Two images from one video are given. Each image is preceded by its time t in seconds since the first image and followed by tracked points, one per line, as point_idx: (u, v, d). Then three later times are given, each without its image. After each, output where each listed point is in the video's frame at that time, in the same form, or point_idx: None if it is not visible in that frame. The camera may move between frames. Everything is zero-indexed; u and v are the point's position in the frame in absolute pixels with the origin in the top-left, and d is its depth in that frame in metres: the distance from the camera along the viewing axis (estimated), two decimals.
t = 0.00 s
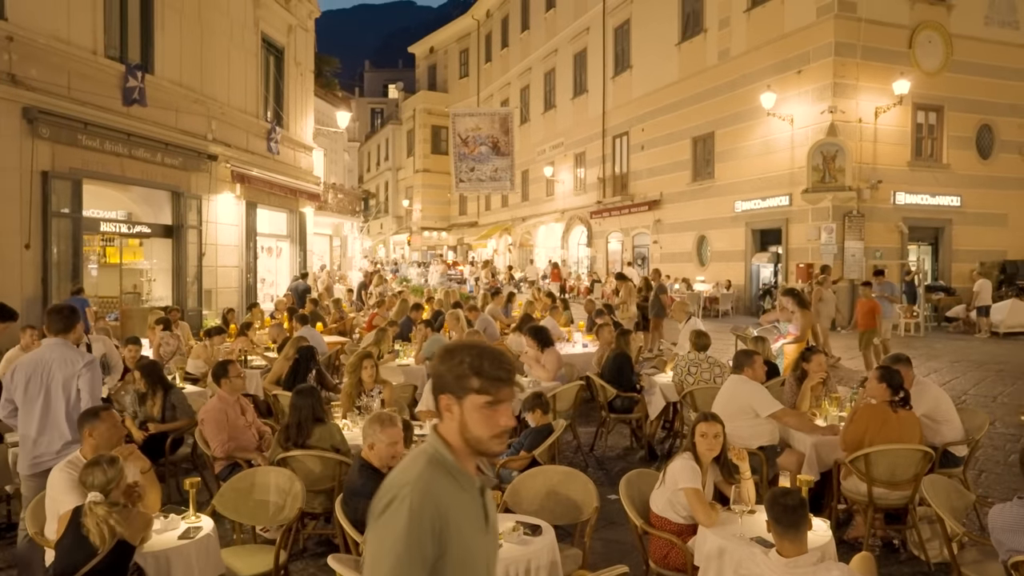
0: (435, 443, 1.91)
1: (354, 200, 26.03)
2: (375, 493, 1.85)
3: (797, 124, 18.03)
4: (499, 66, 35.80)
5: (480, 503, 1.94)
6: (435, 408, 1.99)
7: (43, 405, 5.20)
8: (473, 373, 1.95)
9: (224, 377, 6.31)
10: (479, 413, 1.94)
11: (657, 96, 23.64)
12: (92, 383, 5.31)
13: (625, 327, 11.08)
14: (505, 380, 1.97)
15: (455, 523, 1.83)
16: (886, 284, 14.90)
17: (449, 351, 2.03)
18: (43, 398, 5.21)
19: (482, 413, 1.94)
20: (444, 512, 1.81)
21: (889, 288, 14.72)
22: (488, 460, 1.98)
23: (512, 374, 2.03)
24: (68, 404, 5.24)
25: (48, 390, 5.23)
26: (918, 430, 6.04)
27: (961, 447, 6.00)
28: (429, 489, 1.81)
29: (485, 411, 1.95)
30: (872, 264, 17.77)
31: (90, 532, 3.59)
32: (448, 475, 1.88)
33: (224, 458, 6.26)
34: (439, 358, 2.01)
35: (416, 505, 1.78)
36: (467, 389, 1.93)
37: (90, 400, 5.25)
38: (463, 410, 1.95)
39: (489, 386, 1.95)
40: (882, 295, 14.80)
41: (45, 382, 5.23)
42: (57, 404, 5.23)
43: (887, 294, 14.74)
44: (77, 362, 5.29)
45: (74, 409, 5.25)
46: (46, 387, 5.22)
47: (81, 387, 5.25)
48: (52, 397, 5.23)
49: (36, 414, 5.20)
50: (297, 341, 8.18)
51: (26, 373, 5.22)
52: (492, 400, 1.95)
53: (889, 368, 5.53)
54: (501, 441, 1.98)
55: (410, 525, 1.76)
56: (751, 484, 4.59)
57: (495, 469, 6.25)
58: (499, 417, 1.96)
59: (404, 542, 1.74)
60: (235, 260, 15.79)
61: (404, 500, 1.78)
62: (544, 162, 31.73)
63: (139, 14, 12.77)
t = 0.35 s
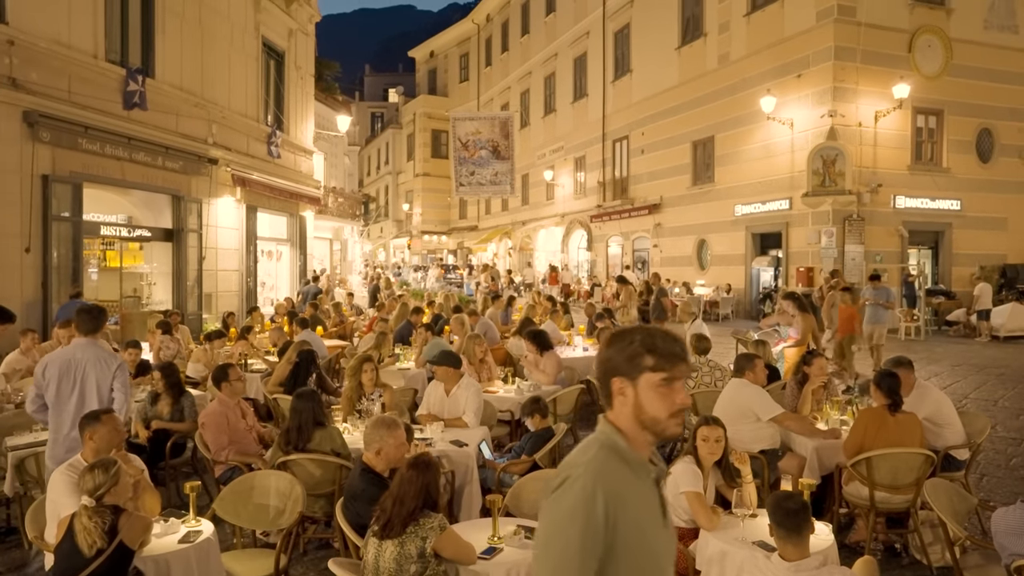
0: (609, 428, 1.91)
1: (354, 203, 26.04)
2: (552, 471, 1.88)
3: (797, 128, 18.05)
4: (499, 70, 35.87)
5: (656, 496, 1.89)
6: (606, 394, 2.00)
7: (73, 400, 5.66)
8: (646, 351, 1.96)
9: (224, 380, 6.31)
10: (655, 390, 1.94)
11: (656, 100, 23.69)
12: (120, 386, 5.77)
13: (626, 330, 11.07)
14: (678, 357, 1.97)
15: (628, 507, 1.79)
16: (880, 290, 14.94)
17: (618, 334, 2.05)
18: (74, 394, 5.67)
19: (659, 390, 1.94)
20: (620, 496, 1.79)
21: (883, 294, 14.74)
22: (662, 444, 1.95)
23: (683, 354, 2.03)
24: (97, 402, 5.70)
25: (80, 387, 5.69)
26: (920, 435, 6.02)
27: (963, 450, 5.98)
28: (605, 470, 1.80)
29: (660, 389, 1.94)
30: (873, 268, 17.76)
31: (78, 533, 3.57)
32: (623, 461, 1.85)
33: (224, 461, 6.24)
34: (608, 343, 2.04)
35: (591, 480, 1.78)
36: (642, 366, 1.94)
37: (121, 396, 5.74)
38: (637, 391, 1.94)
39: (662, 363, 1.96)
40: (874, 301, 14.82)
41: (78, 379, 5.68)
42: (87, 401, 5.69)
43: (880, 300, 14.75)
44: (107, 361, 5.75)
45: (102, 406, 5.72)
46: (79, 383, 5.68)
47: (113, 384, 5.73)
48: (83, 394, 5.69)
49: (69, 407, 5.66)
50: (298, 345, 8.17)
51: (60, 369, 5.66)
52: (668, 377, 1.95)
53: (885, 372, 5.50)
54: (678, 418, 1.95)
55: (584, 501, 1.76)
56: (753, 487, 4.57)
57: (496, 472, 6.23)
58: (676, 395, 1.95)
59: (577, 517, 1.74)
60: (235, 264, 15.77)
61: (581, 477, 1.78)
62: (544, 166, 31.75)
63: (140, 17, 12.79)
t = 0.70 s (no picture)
0: (769, 457, 1.93)
1: (354, 207, 26.04)
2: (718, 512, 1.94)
3: (797, 132, 18.07)
4: (499, 74, 35.94)
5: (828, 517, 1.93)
6: (770, 422, 1.97)
7: (85, 400, 5.73)
8: (817, 375, 1.92)
9: (224, 384, 6.30)
10: (829, 414, 1.91)
11: (656, 104, 23.73)
12: (132, 387, 5.81)
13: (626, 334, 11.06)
14: (848, 378, 1.94)
15: (814, 540, 1.84)
16: (874, 292, 14.65)
17: (775, 359, 2.01)
18: (87, 394, 5.73)
19: (833, 415, 1.91)
20: (797, 529, 1.83)
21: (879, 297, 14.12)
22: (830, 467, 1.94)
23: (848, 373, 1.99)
24: (108, 404, 5.76)
25: (93, 387, 5.75)
26: (921, 439, 6.01)
27: (964, 455, 5.97)
28: (781, 511, 1.84)
29: (833, 413, 1.92)
30: (873, 272, 17.76)
31: (75, 538, 3.55)
32: (790, 490, 1.88)
33: (224, 465, 6.24)
34: (767, 367, 2.00)
35: (771, 524, 1.83)
36: (814, 394, 1.91)
37: (132, 396, 5.80)
38: (810, 421, 1.92)
39: (835, 386, 1.92)
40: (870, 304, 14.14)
41: (91, 380, 5.75)
42: (99, 402, 5.75)
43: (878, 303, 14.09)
44: (121, 363, 5.81)
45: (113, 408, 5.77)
46: (92, 383, 5.75)
47: (125, 385, 5.79)
48: (97, 394, 5.75)
49: (82, 405, 5.73)
50: (298, 348, 8.16)
51: (74, 368, 5.73)
52: (840, 402, 1.92)
53: (879, 376, 5.53)
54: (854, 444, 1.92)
55: (770, 546, 1.82)
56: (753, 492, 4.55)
57: (495, 477, 6.22)
58: (850, 419, 1.92)
59: (767, 559, 1.81)
60: (235, 267, 15.78)
61: (757, 520, 1.84)
62: (544, 170, 31.78)
63: (140, 20, 12.82)
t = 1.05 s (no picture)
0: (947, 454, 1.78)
1: (354, 211, 26.04)
2: (890, 548, 1.74)
3: (797, 136, 18.09)
4: (499, 78, 36.00)
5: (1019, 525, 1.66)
6: (966, 424, 1.77)
7: (83, 405, 5.74)
8: None
9: (225, 388, 6.30)
10: None
11: (655, 108, 23.76)
12: (130, 390, 5.79)
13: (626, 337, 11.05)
14: None
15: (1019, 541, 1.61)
16: (865, 297, 13.49)
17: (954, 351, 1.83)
18: (85, 398, 5.73)
19: None
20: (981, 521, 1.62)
21: (870, 302, 13.35)
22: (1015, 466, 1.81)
23: None
24: (106, 407, 5.75)
25: (91, 391, 5.75)
26: (920, 442, 6.00)
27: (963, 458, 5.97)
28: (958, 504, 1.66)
29: None
30: (873, 276, 17.77)
31: (75, 543, 3.54)
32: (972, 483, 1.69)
33: (223, 469, 6.21)
34: (958, 357, 1.81)
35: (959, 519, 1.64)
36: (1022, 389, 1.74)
37: (129, 398, 5.76)
38: (1015, 418, 1.75)
39: None
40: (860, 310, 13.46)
41: (89, 384, 5.75)
42: (98, 405, 5.74)
43: (869, 308, 13.40)
44: (118, 365, 5.79)
45: (112, 411, 5.75)
46: (91, 386, 5.75)
47: (122, 387, 5.76)
48: (96, 398, 5.75)
49: (82, 409, 5.74)
50: (298, 352, 8.16)
51: (73, 373, 5.74)
52: None
53: (869, 379, 5.54)
54: None
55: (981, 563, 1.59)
56: (752, 496, 4.55)
57: (495, 481, 6.21)
58: None
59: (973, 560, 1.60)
60: (235, 271, 15.78)
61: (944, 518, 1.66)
62: (543, 174, 31.82)
63: (140, 24, 12.85)
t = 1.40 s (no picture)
0: None
1: (354, 214, 26.05)
2: None
3: (797, 140, 18.09)
4: (499, 81, 36.05)
5: None
6: None
7: (80, 408, 5.73)
8: None
9: (224, 392, 6.30)
10: None
11: (655, 111, 23.78)
12: (124, 391, 5.79)
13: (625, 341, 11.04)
14: None
15: None
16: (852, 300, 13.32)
17: None
18: (81, 401, 5.74)
19: None
20: None
21: (857, 305, 13.19)
22: None
23: None
24: (103, 409, 5.75)
25: (87, 393, 5.76)
26: (920, 446, 5.98)
27: (963, 461, 5.95)
28: None
29: None
30: (873, 279, 17.79)
31: (72, 549, 3.53)
32: None
33: (221, 473, 6.20)
34: None
35: None
36: None
37: (123, 398, 5.77)
38: None
39: None
40: (846, 311, 13.31)
41: (85, 387, 5.76)
42: (94, 408, 5.75)
43: (855, 310, 13.24)
44: (111, 366, 5.81)
45: (108, 413, 5.75)
46: (86, 389, 5.76)
47: (116, 388, 5.77)
48: (91, 400, 5.75)
49: (78, 413, 5.73)
50: (297, 356, 8.16)
51: (67, 377, 5.75)
52: None
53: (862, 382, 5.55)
54: None
55: None
56: (752, 500, 4.50)
57: (494, 485, 6.19)
58: None
59: None
60: (235, 274, 15.79)
61: None
62: (543, 178, 31.83)
63: (141, 29, 12.87)
